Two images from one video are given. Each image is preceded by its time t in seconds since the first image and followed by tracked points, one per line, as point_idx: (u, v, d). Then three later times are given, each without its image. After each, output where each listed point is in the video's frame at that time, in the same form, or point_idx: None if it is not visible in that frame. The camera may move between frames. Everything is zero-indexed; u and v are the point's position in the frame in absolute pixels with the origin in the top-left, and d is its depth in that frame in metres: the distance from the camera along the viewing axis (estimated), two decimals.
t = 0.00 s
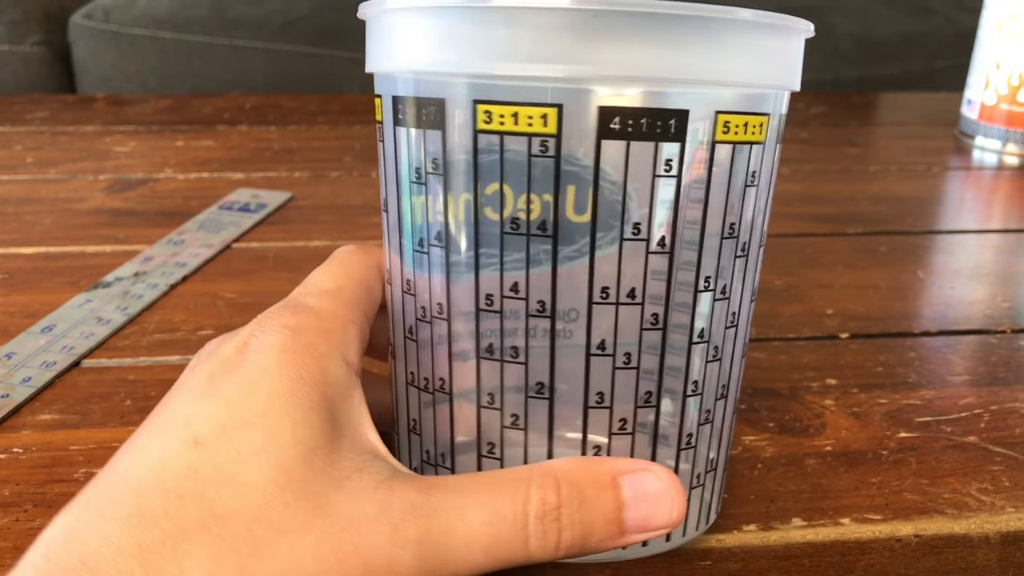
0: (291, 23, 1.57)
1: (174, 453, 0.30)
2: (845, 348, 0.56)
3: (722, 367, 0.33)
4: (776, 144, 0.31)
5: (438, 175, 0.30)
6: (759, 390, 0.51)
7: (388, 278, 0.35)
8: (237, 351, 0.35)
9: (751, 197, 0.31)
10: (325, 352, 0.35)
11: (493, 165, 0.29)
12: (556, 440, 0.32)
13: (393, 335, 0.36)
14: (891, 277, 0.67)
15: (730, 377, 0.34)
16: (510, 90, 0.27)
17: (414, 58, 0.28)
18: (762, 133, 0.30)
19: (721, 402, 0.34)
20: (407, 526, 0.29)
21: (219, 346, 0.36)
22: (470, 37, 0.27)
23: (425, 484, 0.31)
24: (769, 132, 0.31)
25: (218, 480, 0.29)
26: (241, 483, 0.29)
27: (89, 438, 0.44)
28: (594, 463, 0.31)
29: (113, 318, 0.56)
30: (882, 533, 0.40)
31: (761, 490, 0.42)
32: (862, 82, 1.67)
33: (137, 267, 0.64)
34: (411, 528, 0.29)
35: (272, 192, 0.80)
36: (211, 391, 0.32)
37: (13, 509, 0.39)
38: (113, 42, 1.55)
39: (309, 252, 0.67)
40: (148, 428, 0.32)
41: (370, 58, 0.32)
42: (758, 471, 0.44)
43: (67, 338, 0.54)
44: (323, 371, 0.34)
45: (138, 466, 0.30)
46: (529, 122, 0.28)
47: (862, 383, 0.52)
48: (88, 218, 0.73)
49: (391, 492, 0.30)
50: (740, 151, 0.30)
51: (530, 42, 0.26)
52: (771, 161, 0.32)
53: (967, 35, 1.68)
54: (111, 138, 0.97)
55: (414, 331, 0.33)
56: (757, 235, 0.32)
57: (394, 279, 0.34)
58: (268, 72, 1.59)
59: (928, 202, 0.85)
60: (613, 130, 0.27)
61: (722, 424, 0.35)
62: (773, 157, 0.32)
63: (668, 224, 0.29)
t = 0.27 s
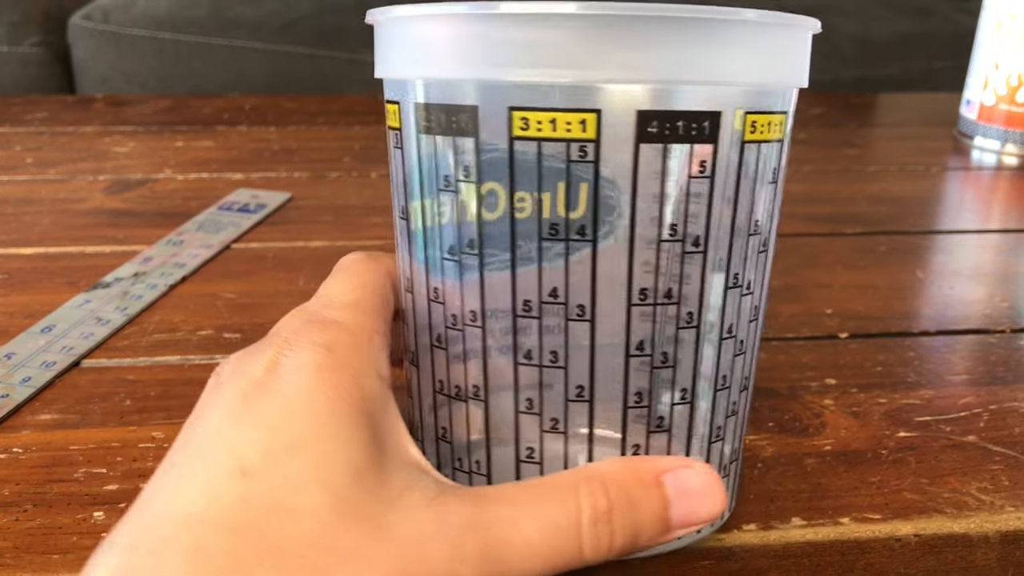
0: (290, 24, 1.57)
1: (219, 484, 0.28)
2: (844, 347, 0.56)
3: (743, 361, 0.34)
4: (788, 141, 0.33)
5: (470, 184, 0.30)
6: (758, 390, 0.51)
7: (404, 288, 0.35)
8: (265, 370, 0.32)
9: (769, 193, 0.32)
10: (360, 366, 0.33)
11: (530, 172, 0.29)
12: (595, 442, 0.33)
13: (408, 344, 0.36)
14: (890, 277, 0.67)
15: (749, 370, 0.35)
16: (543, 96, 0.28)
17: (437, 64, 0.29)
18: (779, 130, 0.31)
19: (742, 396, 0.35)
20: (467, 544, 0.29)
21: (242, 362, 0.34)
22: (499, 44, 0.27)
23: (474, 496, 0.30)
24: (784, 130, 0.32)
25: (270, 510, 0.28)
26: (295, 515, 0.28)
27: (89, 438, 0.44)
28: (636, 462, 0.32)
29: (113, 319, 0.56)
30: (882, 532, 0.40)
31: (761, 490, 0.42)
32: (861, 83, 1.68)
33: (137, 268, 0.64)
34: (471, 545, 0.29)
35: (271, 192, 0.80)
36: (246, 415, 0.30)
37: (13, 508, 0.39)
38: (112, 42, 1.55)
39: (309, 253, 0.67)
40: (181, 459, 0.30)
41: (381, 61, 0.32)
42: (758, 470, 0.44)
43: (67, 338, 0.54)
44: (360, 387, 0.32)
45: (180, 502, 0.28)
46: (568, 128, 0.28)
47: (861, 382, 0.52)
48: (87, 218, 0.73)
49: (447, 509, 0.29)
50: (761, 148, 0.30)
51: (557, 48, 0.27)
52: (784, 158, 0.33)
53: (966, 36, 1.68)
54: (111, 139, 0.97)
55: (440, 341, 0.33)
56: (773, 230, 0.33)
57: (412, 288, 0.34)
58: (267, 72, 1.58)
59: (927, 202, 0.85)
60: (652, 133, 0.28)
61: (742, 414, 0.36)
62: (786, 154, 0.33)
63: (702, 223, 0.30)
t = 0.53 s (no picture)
0: (290, 24, 1.57)
1: (273, 520, 0.29)
2: (843, 348, 0.56)
3: (766, 363, 0.36)
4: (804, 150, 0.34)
5: (508, 202, 0.31)
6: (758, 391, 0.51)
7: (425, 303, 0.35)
8: (300, 398, 0.33)
9: (791, 201, 0.34)
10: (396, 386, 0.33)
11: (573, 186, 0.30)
12: (635, 449, 0.34)
13: (427, 360, 0.36)
14: (889, 278, 0.67)
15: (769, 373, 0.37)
16: (584, 111, 0.29)
17: (472, 74, 0.29)
18: (800, 138, 0.32)
19: (762, 397, 0.37)
20: (525, 564, 0.30)
21: (279, 388, 0.34)
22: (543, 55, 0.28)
23: (525, 517, 0.31)
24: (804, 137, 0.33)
25: (327, 545, 0.28)
26: (351, 549, 0.28)
27: (87, 439, 0.44)
28: (678, 470, 0.33)
29: (111, 320, 0.56)
30: (880, 533, 0.40)
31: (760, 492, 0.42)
32: (860, 84, 1.67)
33: (136, 268, 0.64)
34: (529, 564, 0.30)
35: (270, 193, 0.80)
36: (291, 449, 0.31)
37: (11, 510, 0.39)
38: (111, 43, 1.55)
39: (308, 254, 0.67)
40: (231, 495, 0.30)
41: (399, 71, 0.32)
42: (757, 472, 0.44)
43: (65, 339, 0.54)
44: (399, 406, 0.32)
45: (238, 541, 0.29)
46: (612, 143, 0.29)
47: (860, 383, 0.52)
48: (86, 219, 0.73)
49: (502, 532, 0.30)
50: (787, 156, 0.32)
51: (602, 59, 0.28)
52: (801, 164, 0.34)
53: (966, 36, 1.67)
54: (110, 139, 0.97)
55: (471, 356, 0.34)
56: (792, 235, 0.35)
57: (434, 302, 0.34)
58: (266, 73, 1.58)
59: (926, 203, 0.85)
60: (694, 146, 0.29)
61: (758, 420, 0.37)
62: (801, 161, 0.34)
63: (738, 232, 0.31)
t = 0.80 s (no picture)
0: (290, 25, 1.57)
1: (328, 549, 0.28)
2: (843, 349, 0.56)
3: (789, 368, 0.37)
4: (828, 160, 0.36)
5: (551, 220, 0.31)
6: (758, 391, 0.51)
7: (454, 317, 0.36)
8: (342, 419, 0.33)
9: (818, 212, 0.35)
10: (438, 407, 0.33)
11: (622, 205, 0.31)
12: (672, 458, 0.35)
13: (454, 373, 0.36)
14: (889, 279, 0.67)
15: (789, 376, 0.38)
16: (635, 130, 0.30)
17: (517, 92, 0.30)
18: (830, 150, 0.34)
19: (783, 401, 0.38)
20: None
21: (318, 412, 0.34)
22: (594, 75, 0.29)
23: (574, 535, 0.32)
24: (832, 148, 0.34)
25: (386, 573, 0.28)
26: None
27: (88, 439, 0.44)
28: (713, 481, 0.34)
29: (112, 320, 0.56)
30: (880, 533, 0.40)
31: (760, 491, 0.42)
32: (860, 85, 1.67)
33: (136, 269, 0.64)
34: None
35: (270, 194, 0.80)
36: (337, 470, 0.31)
37: (12, 510, 0.40)
38: (111, 44, 1.55)
39: (307, 254, 0.67)
40: (280, 523, 0.30)
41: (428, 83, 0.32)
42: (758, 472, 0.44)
43: (66, 340, 0.54)
44: (443, 428, 0.32)
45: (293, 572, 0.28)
46: (662, 162, 0.30)
47: (860, 384, 0.52)
48: (86, 220, 0.73)
49: (553, 552, 0.31)
50: (819, 169, 0.33)
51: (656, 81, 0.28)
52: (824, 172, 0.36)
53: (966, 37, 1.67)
54: (110, 140, 0.97)
55: (508, 372, 0.34)
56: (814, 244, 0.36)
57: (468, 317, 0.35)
58: (266, 74, 1.57)
59: (926, 203, 0.85)
60: (741, 166, 0.30)
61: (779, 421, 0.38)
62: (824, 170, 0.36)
63: (776, 247, 0.33)
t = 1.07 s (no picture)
0: (290, 27, 1.57)
1: None
2: (841, 351, 0.56)
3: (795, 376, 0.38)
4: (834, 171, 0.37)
5: (578, 256, 0.32)
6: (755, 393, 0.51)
7: (470, 343, 0.36)
8: (373, 455, 0.32)
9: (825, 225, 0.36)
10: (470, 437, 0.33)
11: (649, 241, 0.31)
12: (693, 478, 0.36)
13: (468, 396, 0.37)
14: (887, 280, 0.68)
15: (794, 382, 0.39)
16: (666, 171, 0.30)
17: (545, 132, 0.30)
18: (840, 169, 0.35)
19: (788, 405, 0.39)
20: None
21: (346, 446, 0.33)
22: (626, 118, 0.29)
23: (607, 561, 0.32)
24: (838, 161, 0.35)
25: None
26: None
27: (85, 441, 0.45)
28: (732, 498, 0.35)
29: (110, 323, 0.56)
30: (877, 535, 0.40)
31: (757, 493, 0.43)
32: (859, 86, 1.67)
33: (134, 271, 0.64)
34: None
35: (269, 196, 0.80)
36: (376, 512, 0.30)
37: (10, 512, 0.40)
38: (110, 46, 1.55)
39: (306, 257, 0.67)
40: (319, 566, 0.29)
41: (441, 114, 0.32)
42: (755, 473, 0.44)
43: (64, 342, 0.54)
44: (477, 459, 0.32)
45: None
46: (690, 201, 0.30)
47: (858, 385, 0.52)
48: (85, 222, 0.73)
49: None
50: (830, 190, 0.34)
51: (687, 124, 0.29)
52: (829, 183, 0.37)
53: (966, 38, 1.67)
54: (109, 142, 0.97)
55: (531, 400, 0.35)
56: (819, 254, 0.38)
57: (485, 347, 0.35)
58: (265, 74, 1.57)
59: (924, 205, 0.85)
60: (765, 198, 0.31)
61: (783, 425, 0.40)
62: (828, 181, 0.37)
63: (791, 270, 0.34)
